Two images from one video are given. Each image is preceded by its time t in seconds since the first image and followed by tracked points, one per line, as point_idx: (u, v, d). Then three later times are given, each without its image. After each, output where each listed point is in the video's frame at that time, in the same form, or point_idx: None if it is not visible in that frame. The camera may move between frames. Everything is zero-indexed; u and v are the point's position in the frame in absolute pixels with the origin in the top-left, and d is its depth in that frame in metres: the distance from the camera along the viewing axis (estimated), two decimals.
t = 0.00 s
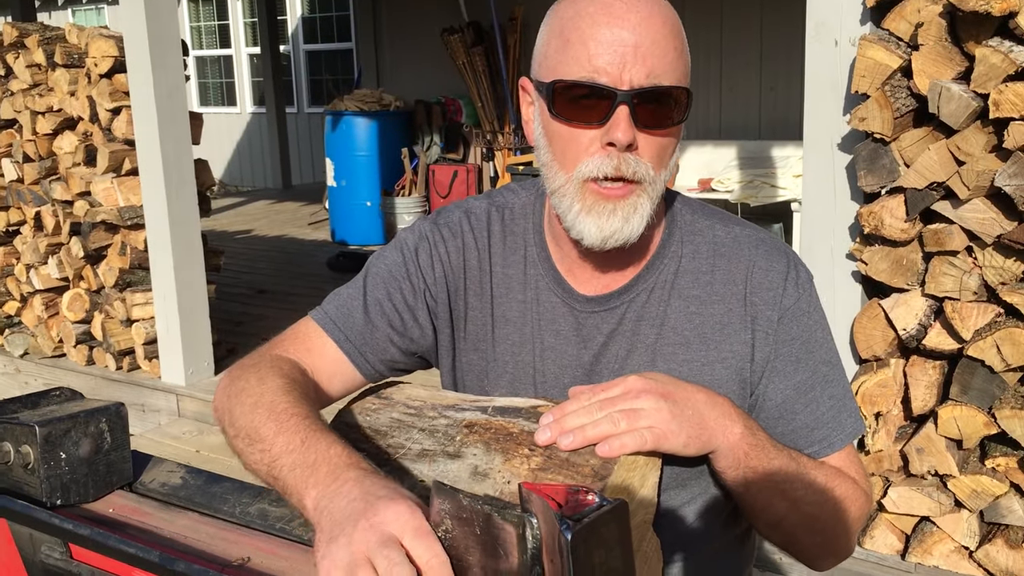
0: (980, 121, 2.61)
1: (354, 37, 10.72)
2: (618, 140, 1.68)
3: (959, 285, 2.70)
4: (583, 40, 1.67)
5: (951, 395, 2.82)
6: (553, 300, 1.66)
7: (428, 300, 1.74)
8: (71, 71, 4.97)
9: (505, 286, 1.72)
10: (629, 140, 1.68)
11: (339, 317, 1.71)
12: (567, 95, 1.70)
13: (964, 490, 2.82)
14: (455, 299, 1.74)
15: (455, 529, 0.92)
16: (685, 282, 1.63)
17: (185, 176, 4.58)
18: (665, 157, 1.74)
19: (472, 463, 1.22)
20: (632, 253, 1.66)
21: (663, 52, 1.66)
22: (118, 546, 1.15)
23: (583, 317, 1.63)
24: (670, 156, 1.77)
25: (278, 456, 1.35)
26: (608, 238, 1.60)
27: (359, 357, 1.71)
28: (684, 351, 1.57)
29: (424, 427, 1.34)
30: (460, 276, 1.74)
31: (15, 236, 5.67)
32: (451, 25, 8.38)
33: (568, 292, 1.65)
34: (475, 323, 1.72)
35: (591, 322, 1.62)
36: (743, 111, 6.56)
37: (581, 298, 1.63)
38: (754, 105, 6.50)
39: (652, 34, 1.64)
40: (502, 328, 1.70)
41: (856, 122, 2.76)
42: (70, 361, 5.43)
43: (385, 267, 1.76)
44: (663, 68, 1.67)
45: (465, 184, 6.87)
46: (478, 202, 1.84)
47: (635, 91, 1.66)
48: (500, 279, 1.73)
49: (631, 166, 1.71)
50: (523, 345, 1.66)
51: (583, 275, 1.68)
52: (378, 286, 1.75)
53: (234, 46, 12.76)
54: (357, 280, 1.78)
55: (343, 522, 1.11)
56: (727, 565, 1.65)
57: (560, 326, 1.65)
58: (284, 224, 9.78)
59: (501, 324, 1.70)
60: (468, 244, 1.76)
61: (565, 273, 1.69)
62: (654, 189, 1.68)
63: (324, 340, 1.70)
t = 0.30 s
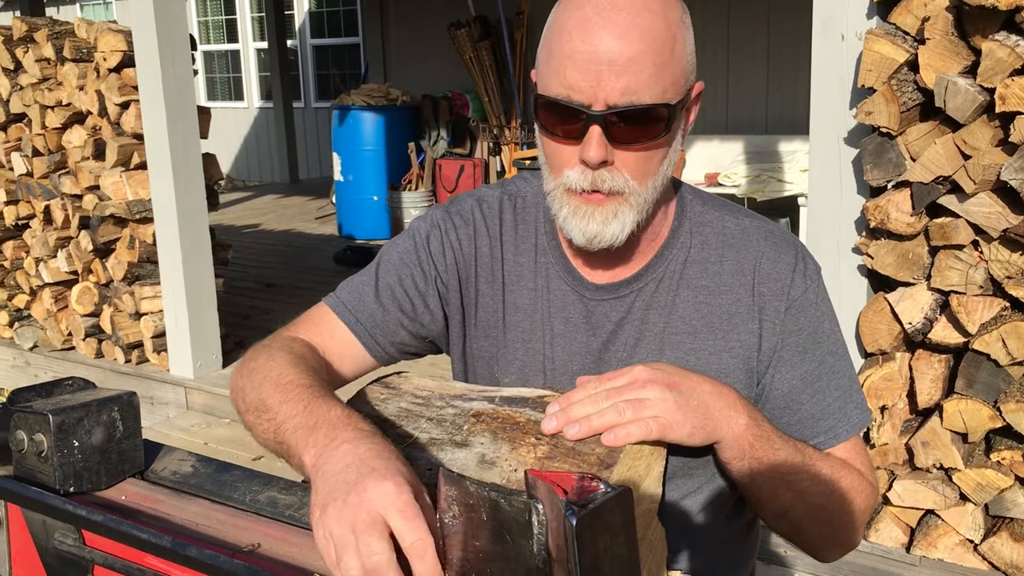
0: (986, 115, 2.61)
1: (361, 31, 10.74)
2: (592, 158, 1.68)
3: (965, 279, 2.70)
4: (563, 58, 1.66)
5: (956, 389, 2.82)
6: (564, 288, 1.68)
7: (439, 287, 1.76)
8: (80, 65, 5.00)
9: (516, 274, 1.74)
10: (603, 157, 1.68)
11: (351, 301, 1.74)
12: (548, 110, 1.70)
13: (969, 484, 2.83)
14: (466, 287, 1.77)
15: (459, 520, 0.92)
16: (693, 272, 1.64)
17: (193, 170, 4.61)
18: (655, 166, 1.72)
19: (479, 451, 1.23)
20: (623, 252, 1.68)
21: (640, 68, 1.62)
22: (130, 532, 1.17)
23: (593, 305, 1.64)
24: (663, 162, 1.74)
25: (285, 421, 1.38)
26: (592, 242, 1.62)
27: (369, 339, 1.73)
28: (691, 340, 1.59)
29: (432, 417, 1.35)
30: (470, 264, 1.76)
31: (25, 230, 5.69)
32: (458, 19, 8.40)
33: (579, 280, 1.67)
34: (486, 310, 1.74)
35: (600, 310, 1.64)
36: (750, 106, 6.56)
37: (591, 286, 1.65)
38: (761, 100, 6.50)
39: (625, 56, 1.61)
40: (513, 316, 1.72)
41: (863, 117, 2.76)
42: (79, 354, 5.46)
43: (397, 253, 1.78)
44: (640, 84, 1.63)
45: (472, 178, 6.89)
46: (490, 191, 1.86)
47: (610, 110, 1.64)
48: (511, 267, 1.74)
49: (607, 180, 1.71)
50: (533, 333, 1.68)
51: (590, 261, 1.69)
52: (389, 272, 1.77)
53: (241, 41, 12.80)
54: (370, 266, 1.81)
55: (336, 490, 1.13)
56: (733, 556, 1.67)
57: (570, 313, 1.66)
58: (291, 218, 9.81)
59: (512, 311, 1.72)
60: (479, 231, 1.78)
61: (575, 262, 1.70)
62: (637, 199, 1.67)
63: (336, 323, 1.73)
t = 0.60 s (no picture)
0: (993, 111, 2.61)
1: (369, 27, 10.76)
2: (569, 153, 1.68)
3: (971, 275, 2.71)
4: (537, 55, 1.67)
5: (962, 384, 2.83)
6: (563, 270, 1.73)
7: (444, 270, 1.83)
8: (89, 62, 5.02)
9: (516, 258, 1.79)
10: (581, 151, 1.68)
11: (358, 282, 1.84)
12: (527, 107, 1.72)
13: (976, 479, 2.83)
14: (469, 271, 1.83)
15: (464, 513, 0.90)
16: (689, 260, 1.66)
17: (202, 166, 4.63)
18: (638, 155, 1.72)
19: (479, 449, 1.25)
20: (609, 243, 1.71)
21: (608, 65, 1.62)
22: (142, 523, 1.18)
23: (591, 290, 1.69)
24: (648, 151, 1.73)
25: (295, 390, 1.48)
26: (579, 235, 1.64)
27: (374, 321, 1.82)
28: (685, 327, 1.61)
29: (432, 413, 1.36)
30: (472, 248, 1.83)
31: (35, 226, 5.71)
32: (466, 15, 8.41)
33: (579, 263, 1.72)
34: (488, 291, 1.80)
35: (597, 294, 1.68)
36: (757, 101, 6.56)
37: (590, 270, 1.69)
38: (768, 96, 6.50)
39: (593, 50, 1.61)
40: (513, 297, 1.77)
41: (869, 112, 2.76)
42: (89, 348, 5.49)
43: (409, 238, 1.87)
44: (610, 81, 1.63)
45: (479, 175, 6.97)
46: (500, 179, 1.90)
47: (581, 106, 1.64)
48: (513, 250, 1.80)
49: (586, 173, 1.71)
50: (532, 314, 1.73)
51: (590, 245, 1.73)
52: (399, 255, 1.86)
53: (250, 37, 12.83)
54: (379, 251, 1.90)
55: (352, 455, 1.23)
56: (739, 548, 1.69)
57: (569, 295, 1.71)
58: (299, 214, 9.82)
59: (512, 294, 1.77)
60: (482, 215, 1.84)
61: (575, 250, 1.74)
62: (617, 192, 1.67)
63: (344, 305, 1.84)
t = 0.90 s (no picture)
0: (1004, 103, 2.60)
1: (379, 20, 10.77)
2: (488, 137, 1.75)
3: (982, 267, 2.69)
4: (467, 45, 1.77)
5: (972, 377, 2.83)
6: (552, 254, 1.77)
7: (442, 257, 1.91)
8: (100, 54, 5.04)
9: (508, 242, 1.83)
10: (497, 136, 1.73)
11: (363, 271, 1.94)
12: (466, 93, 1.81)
13: (985, 473, 2.83)
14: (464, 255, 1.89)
15: (473, 504, 0.91)
16: (675, 239, 1.66)
17: (212, 158, 4.65)
18: (564, 134, 1.71)
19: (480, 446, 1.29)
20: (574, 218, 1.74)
21: (507, 48, 1.67)
22: (153, 512, 1.19)
23: (577, 269, 1.72)
24: (573, 135, 1.72)
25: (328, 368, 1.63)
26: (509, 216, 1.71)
27: (379, 308, 1.91)
28: (673, 306, 1.64)
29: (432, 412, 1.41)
30: (466, 232, 1.88)
31: (46, 218, 5.73)
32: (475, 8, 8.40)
33: (566, 245, 1.75)
34: (482, 275, 1.85)
35: (584, 275, 1.71)
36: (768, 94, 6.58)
37: (575, 251, 1.73)
38: (779, 87, 6.53)
39: (492, 38, 1.66)
40: (506, 280, 1.81)
41: (880, 105, 2.74)
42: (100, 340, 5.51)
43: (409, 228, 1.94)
44: (510, 65, 1.67)
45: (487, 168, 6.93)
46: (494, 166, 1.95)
47: (484, 92, 1.70)
48: (505, 234, 1.84)
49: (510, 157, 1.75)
50: (525, 296, 1.78)
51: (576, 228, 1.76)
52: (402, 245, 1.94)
53: (259, 30, 12.84)
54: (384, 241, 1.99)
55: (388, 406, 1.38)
56: (756, 533, 1.69)
57: (558, 277, 1.75)
58: (308, 207, 9.84)
59: (505, 277, 1.81)
60: (477, 202, 1.90)
61: (564, 231, 1.78)
62: (530, 179, 1.71)
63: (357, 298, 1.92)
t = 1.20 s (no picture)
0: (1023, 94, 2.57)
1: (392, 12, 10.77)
2: (501, 133, 1.75)
3: (999, 259, 2.67)
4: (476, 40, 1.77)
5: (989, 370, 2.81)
6: (562, 242, 1.77)
7: (454, 251, 1.93)
8: (114, 45, 5.05)
9: (519, 232, 1.84)
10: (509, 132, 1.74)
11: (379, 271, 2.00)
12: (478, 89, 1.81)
13: (1001, 467, 2.82)
14: (475, 246, 1.90)
15: (488, 492, 0.90)
16: (686, 225, 1.66)
17: (225, 149, 4.66)
18: (576, 127, 1.71)
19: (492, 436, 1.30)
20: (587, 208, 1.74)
21: (516, 43, 1.66)
22: (170, 499, 1.19)
23: (587, 256, 1.73)
24: (589, 125, 1.72)
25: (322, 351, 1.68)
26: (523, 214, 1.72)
27: (385, 306, 1.97)
28: (684, 292, 1.64)
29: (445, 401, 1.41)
30: (476, 225, 1.91)
31: (60, 209, 5.76)
32: None
33: (576, 234, 1.76)
34: (492, 266, 1.87)
35: (594, 262, 1.72)
36: (781, 87, 6.54)
37: (585, 238, 1.74)
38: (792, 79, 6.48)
39: (499, 33, 1.66)
40: (515, 271, 1.82)
41: (897, 96, 2.72)
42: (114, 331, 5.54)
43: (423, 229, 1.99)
44: (520, 60, 1.67)
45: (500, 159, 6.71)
46: (503, 162, 1.97)
47: (495, 88, 1.70)
48: (515, 225, 1.85)
49: (528, 149, 1.75)
50: (534, 285, 1.79)
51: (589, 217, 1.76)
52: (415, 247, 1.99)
53: (272, 22, 12.86)
54: (401, 240, 2.05)
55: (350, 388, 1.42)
56: (777, 514, 1.69)
57: (567, 265, 1.75)
58: (321, 199, 9.86)
59: (514, 267, 1.83)
60: (487, 197, 1.93)
61: (574, 219, 1.78)
62: (545, 174, 1.72)
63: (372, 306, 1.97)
